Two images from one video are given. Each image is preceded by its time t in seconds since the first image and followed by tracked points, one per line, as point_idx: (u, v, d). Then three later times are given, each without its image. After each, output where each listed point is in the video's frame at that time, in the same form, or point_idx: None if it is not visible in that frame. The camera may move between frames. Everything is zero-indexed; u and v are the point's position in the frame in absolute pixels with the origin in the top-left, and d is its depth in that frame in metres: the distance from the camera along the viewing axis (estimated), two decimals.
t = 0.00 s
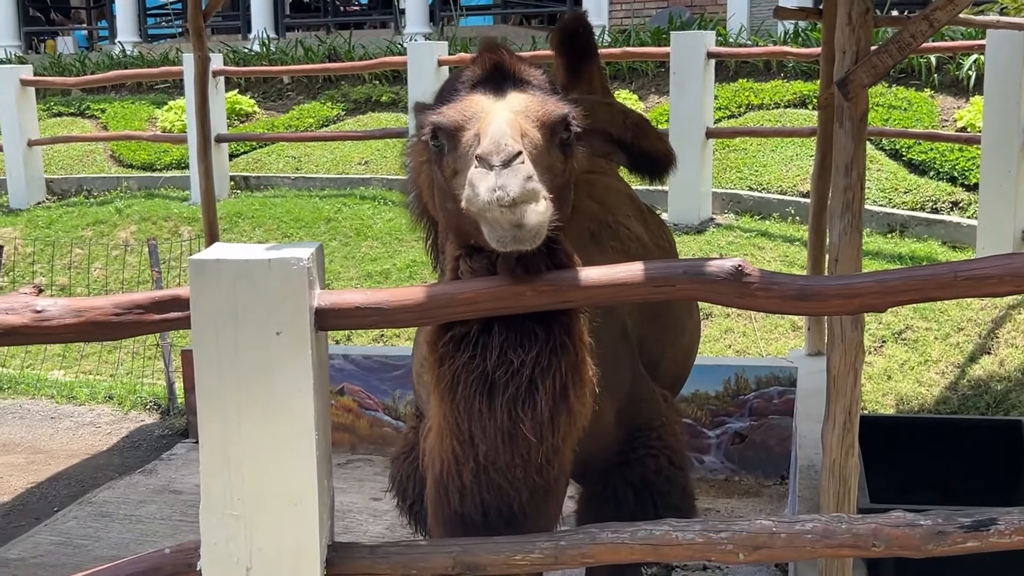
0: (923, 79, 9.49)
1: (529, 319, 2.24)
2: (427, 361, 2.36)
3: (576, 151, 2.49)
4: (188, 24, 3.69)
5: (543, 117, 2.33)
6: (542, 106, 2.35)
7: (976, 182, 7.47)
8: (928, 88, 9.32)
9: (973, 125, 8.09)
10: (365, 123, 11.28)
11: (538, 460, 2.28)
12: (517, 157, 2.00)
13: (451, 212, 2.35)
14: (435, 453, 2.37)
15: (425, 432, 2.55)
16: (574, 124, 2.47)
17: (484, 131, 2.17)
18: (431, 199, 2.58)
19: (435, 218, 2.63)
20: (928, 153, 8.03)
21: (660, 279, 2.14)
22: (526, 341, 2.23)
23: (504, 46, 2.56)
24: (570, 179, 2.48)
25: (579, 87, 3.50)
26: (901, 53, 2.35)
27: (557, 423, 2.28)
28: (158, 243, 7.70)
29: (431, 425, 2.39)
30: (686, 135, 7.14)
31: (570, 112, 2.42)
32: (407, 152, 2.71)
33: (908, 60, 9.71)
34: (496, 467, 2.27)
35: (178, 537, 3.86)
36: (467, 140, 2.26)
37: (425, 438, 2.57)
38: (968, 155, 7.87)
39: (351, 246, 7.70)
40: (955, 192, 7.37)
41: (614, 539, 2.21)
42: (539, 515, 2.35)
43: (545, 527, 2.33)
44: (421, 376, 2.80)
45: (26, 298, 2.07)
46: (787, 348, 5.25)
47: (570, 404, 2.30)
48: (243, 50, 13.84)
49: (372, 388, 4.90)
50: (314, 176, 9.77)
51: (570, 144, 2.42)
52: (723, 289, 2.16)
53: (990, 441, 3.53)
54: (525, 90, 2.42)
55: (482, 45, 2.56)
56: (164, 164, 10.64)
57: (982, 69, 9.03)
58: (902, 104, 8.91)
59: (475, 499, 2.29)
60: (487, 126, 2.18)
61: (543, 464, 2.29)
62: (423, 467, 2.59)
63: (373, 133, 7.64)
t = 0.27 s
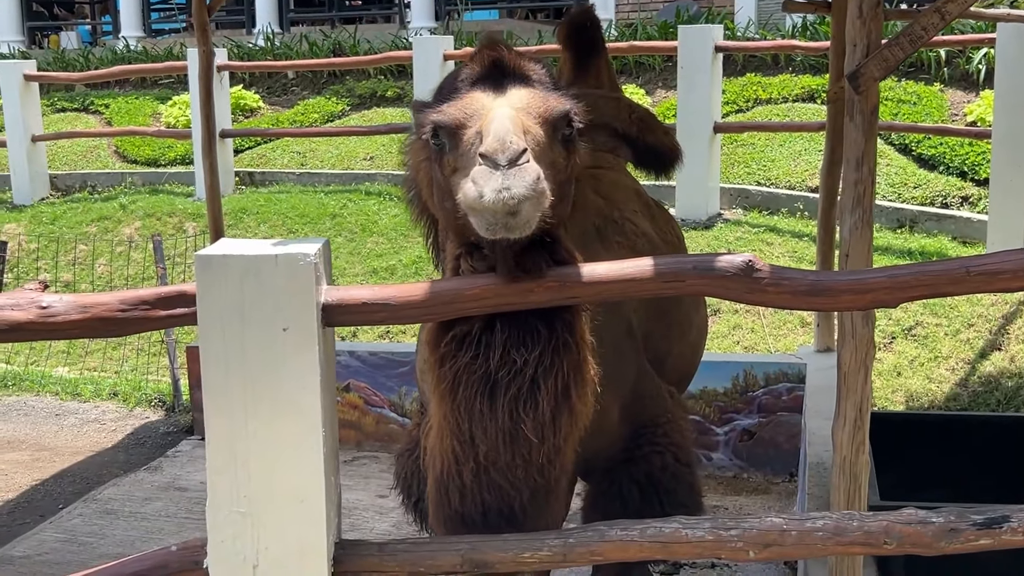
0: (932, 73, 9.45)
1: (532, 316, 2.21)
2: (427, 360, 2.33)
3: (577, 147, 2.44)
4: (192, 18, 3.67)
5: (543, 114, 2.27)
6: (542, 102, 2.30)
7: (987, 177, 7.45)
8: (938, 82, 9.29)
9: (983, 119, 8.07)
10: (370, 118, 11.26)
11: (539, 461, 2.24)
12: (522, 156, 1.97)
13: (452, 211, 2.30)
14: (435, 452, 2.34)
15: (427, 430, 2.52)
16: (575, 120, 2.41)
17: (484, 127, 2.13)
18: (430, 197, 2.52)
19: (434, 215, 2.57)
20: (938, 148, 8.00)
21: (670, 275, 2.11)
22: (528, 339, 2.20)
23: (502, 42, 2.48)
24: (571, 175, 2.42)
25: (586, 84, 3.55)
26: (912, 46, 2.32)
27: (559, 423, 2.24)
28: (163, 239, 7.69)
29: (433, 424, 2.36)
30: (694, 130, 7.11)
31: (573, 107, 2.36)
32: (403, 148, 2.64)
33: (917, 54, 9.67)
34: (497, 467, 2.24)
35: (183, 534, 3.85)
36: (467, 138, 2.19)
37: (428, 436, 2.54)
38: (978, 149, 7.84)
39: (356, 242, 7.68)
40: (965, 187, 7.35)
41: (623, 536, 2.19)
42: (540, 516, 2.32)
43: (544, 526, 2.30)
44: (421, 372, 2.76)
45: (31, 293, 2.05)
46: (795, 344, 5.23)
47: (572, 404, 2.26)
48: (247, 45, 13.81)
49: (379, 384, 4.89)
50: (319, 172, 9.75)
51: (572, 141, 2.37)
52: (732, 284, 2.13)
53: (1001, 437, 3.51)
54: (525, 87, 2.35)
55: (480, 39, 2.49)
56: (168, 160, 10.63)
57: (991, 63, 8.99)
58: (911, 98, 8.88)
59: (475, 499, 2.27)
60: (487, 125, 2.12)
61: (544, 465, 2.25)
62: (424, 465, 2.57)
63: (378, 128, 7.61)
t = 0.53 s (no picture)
0: (940, 67, 9.42)
1: (534, 315, 2.19)
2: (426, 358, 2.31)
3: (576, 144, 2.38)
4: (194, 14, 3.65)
5: (539, 111, 2.23)
6: (538, 99, 2.25)
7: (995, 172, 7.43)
8: (945, 76, 9.26)
9: (991, 114, 8.04)
10: (373, 113, 11.24)
11: (537, 460, 2.24)
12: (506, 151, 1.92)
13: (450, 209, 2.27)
14: (434, 451, 2.33)
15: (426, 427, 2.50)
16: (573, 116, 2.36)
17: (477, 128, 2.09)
18: (429, 195, 2.50)
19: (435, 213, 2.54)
20: (945, 143, 7.98)
21: (677, 271, 2.08)
22: (530, 338, 2.18)
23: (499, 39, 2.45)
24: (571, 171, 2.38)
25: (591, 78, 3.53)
26: (921, 40, 2.33)
27: (558, 423, 2.23)
28: (166, 235, 7.68)
29: (431, 422, 2.35)
30: (699, 125, 7.08)
31: (569, 103, 2.31)
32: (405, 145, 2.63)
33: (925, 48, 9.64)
34: (495, 466, 2.23)
35: (186, 532, 3.84)
36: (460, 136, 2.16)
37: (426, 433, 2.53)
38: (986, 144, 7.81)
39: (360, 238, 7.66)
40: (973, 182, 7.33)
41: (629, 534, 2.17)
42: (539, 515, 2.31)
43: (543, 524, 2.29)
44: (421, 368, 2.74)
45: (34, 290, 2.04)
46: (802, 340, 5.22)
47: (572, 403, 2.24)
48: (250, 40, 13.77)
49: (383, 381, 4.87)
50: (322, 167, 9.73)
51: (570, 138, 2.32)
52: (740, 280, 2.10)
53: (1009, 432, 3.50)
54: (521, 83, 2.32)
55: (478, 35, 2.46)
56: (171, 155, 10.62)
57: (999, 57, 8.96)
58: (918, 92, 8.85)
59: (473, 498, 2.26)
60: (477, 123, 2.08)
61: (542, 464, 2.24)
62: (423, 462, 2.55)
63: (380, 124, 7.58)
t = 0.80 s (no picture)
0: (943, 63, 9.40)
1: (534, 312, 2.17)
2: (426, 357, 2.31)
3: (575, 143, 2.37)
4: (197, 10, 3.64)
5: (537, 111, 2.22)
6: (535, 99, 2.25)
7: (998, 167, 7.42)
8: (949, 71, 9.25)
9: (994, 110, 8.04)
10: (375, 110, 11.23)
11: (536, 461, 2.22)
12: (503, 152, 1.92)
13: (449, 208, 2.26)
14: (433, 450, 2.32)
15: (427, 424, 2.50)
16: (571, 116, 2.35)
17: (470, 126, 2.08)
18: (429, 195, 2.49)
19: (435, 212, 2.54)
20: (949, 138, 7.96)
21: (681, 267, 2.07)
22: (529, 337, 2.17)
23: (499, 37, 2.44)
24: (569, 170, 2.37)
25: (595, 74, 3.52)
26: (925, 35, 2.31)
27: (557, 424, 2.21)
28: (168, 232, 7.68)
29: (431, 420, 2.34)
30: (701, 121, 7.07)
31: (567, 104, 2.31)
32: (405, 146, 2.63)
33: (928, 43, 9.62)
34: (493, 466, 2.22)
35: (188, 529, 3.84)
36: (458, 137, 2.16)
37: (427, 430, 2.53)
38: (989, 140, 7.80)
39: (362, 235, 7.65)
40: (976, 177, 7.33)
41: (633, 531, 2.16)
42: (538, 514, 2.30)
43: (542, 523, 2.28)
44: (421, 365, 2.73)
45: (37, 287, 2.03)
46: (805, 337, 5.21)
47: (571, 404, 2.23)
48: (252, 36, 13.75)
49: (386, 378, 4.86)
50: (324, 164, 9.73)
51: (567, 138, 2.31)
52: (744, 276, 2.09)
53: (1013, 426, 3.50)
54: (519, 83, 2.31)
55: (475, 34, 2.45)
56: (172, 152, 10.61)
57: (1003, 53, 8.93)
58: (921, 88, 8.83)
59: (472, 497, 2.25)
60: (473, 123, 2.08)
61: (541, 465, 2.23)
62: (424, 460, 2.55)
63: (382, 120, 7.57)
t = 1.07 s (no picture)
0: (941, 59, 9.40)
1: (530, 310, 2.18)
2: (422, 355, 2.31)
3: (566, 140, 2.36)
4: (197, 8, 3.64)
5: (526, 109, 2.21)
6: (525, 96, 2.24)
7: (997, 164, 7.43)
8: (947, 68, 9.24)
9: (993, 106, 8.04)
10: (375, 107, 11.23)
11: (531, 458, 2.22)
12: (483, 148, 1.90)
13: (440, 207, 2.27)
14: (429, 447, 2.32)
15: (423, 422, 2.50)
16: (561, 113, 2.33)
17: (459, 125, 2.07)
18: (423, 192, 2.49)
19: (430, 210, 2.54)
20: (948, 134, 7.97)
21: (680, 264, 2.07)
22: (525, 334, 2.17)
23: (491, 33, 2.42)
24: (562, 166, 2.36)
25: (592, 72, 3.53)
26: (924, 32, 2.30)
27: (552, 421, 2.21)
28: (168, 229, 7.68)
29: (426, 418, 2.34)
30: (699, 117, 7.07)
31: (557, 101, 2.30)
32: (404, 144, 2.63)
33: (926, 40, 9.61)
34: (488, 463, 2.22)
35: (189, 526, 3.85)
36: (447, 135, 2.16)
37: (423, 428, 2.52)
38: (988, 136, 7.80)
39: (362, 232, 7.65)
40: (974, 173, 7.33)
41: (633, 528, 2.17)
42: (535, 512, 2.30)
43: (539, 519, 2.27)
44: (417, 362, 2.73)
45: (35, 285, 2.04)
46: (804, 332, 5.22)
47: (566, 400, 2.23)
48: (252, 33, 13.73)
49: (386, 375, 4.87)
50: (324, 161, 9.73)
51: (558, 135, 2.30)
52: (743, 274, 2.09)
53: (1012, 421, 3.50)
54: (510, 79, 2.30)
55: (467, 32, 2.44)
56: (173, 149, 10.62)
57: (1002, 49, 8.93)
58: (920, 84, 8.83)
59: (467, 494, 2.25)
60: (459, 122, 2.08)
61: (537, 461, 2.22)
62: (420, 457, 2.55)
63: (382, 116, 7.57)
